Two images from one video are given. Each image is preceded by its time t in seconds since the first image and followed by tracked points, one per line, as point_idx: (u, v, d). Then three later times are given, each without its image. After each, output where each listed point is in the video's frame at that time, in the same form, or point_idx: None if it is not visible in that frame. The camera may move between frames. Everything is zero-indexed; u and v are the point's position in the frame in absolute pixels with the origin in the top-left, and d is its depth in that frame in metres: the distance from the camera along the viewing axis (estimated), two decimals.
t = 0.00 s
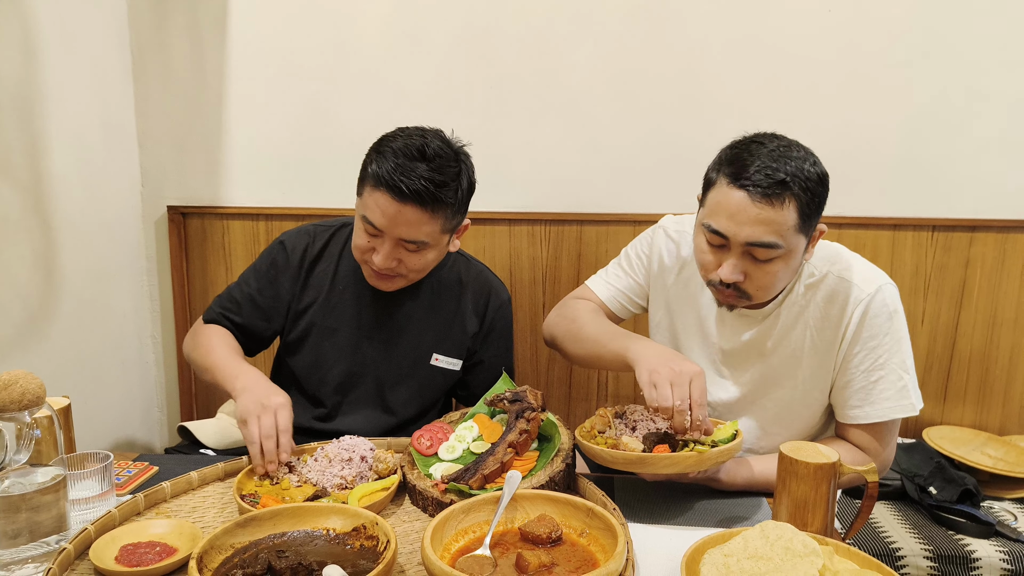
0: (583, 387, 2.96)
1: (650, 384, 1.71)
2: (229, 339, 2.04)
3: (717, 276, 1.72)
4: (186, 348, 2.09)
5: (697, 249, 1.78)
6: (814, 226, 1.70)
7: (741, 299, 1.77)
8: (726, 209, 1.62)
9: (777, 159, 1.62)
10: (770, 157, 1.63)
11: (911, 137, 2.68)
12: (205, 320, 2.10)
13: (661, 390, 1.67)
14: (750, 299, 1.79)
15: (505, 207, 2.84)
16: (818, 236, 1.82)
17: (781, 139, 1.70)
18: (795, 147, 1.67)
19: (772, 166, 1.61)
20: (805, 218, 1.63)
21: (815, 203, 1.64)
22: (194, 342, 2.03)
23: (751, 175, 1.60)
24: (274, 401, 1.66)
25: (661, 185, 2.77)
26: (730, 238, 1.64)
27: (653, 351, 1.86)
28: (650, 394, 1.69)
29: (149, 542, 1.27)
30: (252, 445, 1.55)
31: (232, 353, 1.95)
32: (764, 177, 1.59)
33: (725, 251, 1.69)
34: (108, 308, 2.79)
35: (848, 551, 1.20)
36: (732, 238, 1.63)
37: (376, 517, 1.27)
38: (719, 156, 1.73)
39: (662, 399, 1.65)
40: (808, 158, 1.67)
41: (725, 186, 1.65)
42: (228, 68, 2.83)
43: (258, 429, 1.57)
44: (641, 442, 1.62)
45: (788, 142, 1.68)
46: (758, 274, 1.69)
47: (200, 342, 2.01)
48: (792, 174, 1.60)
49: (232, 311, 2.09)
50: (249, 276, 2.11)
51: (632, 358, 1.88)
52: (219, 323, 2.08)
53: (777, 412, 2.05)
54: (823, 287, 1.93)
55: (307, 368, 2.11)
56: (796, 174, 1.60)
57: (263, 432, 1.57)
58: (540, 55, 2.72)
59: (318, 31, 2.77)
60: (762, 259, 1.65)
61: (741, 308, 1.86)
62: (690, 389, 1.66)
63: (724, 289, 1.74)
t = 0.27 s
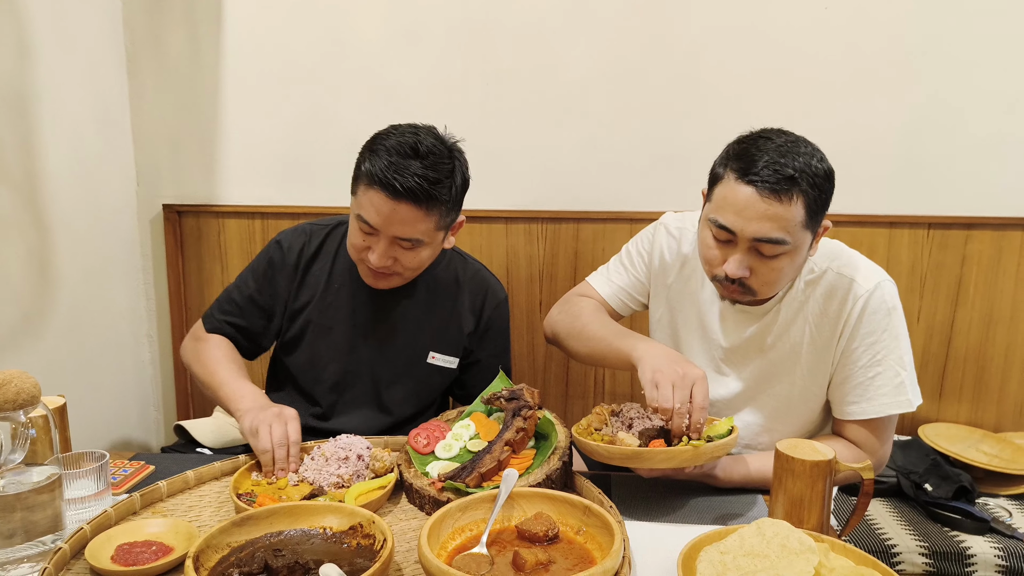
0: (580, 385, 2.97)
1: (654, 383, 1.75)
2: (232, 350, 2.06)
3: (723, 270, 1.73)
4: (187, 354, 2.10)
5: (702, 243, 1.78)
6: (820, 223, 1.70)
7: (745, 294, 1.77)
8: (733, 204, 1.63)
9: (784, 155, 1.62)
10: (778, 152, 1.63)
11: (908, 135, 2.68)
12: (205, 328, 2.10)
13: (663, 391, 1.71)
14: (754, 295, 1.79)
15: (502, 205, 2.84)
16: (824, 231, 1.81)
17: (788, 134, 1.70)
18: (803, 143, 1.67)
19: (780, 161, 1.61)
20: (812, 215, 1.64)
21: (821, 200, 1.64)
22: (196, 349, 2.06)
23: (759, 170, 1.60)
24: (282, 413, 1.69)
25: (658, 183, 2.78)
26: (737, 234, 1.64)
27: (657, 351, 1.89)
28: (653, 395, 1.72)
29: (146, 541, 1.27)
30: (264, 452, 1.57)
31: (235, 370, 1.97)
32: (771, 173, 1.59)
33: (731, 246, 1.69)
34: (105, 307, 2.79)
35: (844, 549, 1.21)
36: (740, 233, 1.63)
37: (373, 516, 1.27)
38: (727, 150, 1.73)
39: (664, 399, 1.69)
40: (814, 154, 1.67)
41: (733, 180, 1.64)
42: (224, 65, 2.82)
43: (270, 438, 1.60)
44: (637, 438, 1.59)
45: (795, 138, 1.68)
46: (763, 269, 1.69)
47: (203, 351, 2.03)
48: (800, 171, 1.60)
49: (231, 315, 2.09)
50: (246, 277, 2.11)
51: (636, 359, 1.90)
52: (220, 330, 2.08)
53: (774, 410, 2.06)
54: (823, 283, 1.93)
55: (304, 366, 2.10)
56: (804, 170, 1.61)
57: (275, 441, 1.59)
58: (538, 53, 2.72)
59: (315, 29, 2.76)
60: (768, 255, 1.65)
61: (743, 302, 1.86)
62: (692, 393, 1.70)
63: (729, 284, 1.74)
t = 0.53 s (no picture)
0: (578, 384, 2.97)
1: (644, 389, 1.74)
2: (219, 344, 2.01)
3: (722, 270, 1.73)
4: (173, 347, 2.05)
5: (703, 243, 1.79)
6: (820, 223, 1.71)
7: (744, 294, 1.78)
8: (734, 204, 1.63)
9: (785, 155, 1.63)
10: (779, 153, 1.63)
11: (905, 136, 2.69)
12: (198, 321, 2.07)
13: (655, 395, 1.69)
14: (753, 295, 1.79)
15: (500, 204, 2.84)
16: (823, 231, 1.82)
17: (789, 134, 1.71)
18: (804, 143, 1.68)
19: (781, 162, 1.61)
20: (812, 215, 1.64)
21: (822, 200, 1.65)
22: (184, 341, 2.02)
23: (760, 170, 1.61)
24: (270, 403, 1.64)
25: (656, 183, 2.78)
26: (737, 234, 1.65)
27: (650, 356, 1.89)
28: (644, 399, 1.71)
29: (145, 539, 1.28)
30: (261, 448, 1.52)
31: (222, 361, 1.93)
32: (772, 173, 1.60)
33: (731, 246, 1.69)
34: (103, 305, 2.79)
35: (841, 548, 1.21)
36: (740, 233, 1.64)
37: (371, 514, 1.27)
38: (729, 150, 1.74)
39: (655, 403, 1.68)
40: (815, 155, 1.67)
41: (734, 180, 1.65)
42: (223, 64, 2.82)
43: (264, 432, 1.54)
44: (635, 438, 1.59)
45: (796, 138, 1.69)
46: (763, 269, 1.69)
47: (191, 343, 1.99)
48: (800, 171, 1.60)
49: (227, 310, 2.08)
50: (244, 272, 2.10)
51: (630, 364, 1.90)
52: (213, 324, 2.05)
53: (773, 409, 2.06)
54: (821, 282, 1.94)
55: (301, 364, 2.11)
56: (805, 171, 1.61)
57: (271, 435, 1.54)
58: (536, 52, 2.72)
59: (314, 27, 2.76)
60: (768, 255, 1.66)
61: (742, 302, 1.86)
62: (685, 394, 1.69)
63: (728, 283, 1.75)
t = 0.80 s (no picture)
0: (577, 385, 2.98)
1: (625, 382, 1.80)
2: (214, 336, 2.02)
3: (722, 268, 1.73)
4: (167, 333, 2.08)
5: (702, 242, 1.79)
6: (819, 222, 1.72)
7: (744, 292, 1.78)
8: (733, 202, 1.63)
9: (784, 154, 1.64)
10: (779, 152, 1.64)
11: (905, 138, 2.70)
12: (192, 309, 2.07)
13: (631, 386, 1.76)
14: (753, 293, 1.79)
15: (500, 205, 2.84)
16: (822, 231, 1.83)
17: (789, 134, 1.71)
18: (802, 142, 1.69)
19: (781, 160, 1.62)
20: (811, 213, 1.65)
21: (820, 198, 1.65)
22: (179, 327, 2.04)
23: (758, 168, 1.61)
24: (270, 417, 1.69)
25: (656, 183, 2.79)
26: (737, 231, 1.65)
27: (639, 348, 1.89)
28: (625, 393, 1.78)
29: (146, 538, 1.28)
30: (258, 456, 1.55)
31: (217, 357, 1.94)
32: (771, 171, 1.60)
33: (731, 244, 1.70)
34: (104, 304, 2.79)
35: (840, 549, 1.21)
36: (739, 230, 1.64)
37: (372, 514, 1.27)
38: (727, 150, 1.74)
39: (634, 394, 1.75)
40: (814, 154, 1.68)
41: (733, 178, 1.65)
42: (224, 64, 2.83)
43: (264, 442, 1.58)
44: (634, 439, 1.60)
45: (794, 137, 1.70)
46: (762, 267, 1.70)
47: (186, 334, 2.00)
48: (799, 169, 1.61)
49: (224, 303, 2.08)
50: (244, 267, 2.10)
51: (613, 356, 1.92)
52: (208, 314, 2.06)
53: (773, 411, 2.07)
54: (821, 283, 1.94)
55: (303, 365, 2.11)
56: (804, 169, 1.62)
57: (271, 446, 1.58)
58: (537, 53, 2.73)
59: (315, 28, 2.76)
60: (767, 253, 1.66)
61: (742, 301, 1.87)
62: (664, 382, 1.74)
63: (728, 281, 1.75)
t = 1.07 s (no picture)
0: (577, 382, 2.98)
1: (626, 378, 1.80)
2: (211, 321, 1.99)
3: (716, 261, 1.73)
4: (161, 322, 2.03)
5: (698, 235, 1.79)
6: (813, 214, 1.71)
7: (740, 286, 1.77)
8: (726, 194, 1.64)
9: (778, 146, 1.64)
10: (772, 145, 1.64)
11: (903, 133, 2.70)
12: (190, 297, 2.05)
13: (634, 384, 1.76)
14: (749, 287, 1.79)
15: (498, 202, 2.84)
16: (818, 224, 1.84)
17: (783, 127, 1.72)
18: (796, 134, 1.69)
19: (773, 151, 1.62)
20: (805, 204, 1.64)
21: (814, 189, 1.65)
22: (176, 316, 1.99)
23: (752, 160, 1.62)
24: (274, 417, 1.62)
25: (654, 180, 2.78)
26: (730, 223, 1.65)
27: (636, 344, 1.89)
28: (625, 388, 1.79)
29: (145, 538, 1.28)
30: (248, 459, 1.52)
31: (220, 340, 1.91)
32: (764, 162, 1.61)
33: (725, 236, 1.70)
34: (102, 304, 2.79)
35: (839, 544, 1.22)
36: (733, 222, 1.64)
37: (371, 512, 1.28)
38: (722, 143, 1.74)
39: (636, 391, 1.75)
40: (808, 147, 1.68)
41: (726, 169, 1.66)
42: (221, 63, 2.82)
43: (256, 445, 1.54)
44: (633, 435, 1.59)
45: (789, 130, 1.70)
46: (757, 260, 1.69)
47: (184, 321, 1.96)
48: (792, 160, 1.61)
49: (223, 292, 2.06)
50: (243, 258, 2.10)
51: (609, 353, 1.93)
52: (207, 302, 2.03)
53: (771, 407, 2.07)
54: (818, 280, 1.95)
55: (300, 361, 2.11)
56: (797, 160, 1.62)
57: (263, 450, 1.53)
58: (534, 50, 2.72)
59: (312, 26, 2.76)
60: (761, 244, 1.66)
61: (739, 296, 1.86)
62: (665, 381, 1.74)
63: (723, 274, 1.74)
